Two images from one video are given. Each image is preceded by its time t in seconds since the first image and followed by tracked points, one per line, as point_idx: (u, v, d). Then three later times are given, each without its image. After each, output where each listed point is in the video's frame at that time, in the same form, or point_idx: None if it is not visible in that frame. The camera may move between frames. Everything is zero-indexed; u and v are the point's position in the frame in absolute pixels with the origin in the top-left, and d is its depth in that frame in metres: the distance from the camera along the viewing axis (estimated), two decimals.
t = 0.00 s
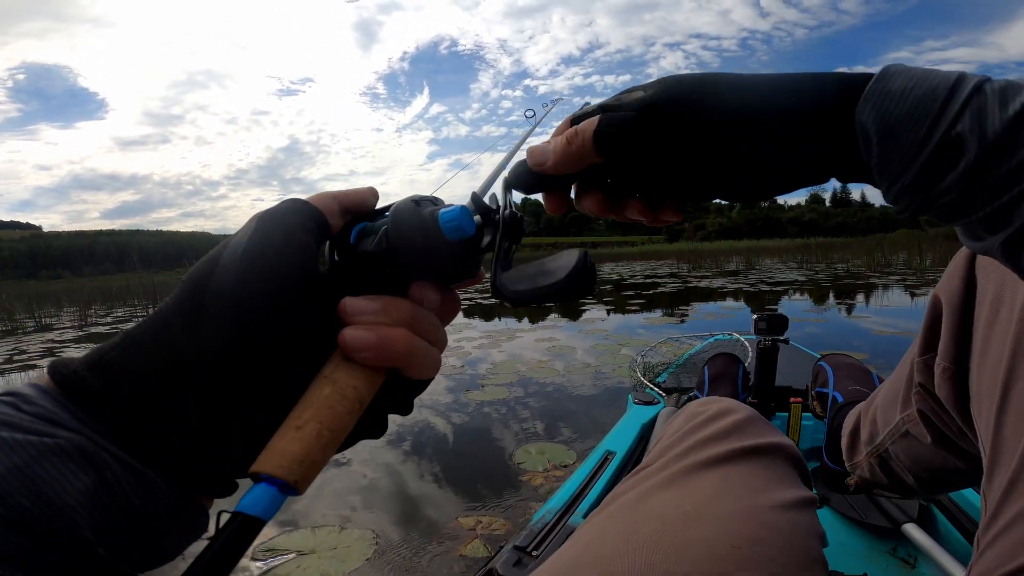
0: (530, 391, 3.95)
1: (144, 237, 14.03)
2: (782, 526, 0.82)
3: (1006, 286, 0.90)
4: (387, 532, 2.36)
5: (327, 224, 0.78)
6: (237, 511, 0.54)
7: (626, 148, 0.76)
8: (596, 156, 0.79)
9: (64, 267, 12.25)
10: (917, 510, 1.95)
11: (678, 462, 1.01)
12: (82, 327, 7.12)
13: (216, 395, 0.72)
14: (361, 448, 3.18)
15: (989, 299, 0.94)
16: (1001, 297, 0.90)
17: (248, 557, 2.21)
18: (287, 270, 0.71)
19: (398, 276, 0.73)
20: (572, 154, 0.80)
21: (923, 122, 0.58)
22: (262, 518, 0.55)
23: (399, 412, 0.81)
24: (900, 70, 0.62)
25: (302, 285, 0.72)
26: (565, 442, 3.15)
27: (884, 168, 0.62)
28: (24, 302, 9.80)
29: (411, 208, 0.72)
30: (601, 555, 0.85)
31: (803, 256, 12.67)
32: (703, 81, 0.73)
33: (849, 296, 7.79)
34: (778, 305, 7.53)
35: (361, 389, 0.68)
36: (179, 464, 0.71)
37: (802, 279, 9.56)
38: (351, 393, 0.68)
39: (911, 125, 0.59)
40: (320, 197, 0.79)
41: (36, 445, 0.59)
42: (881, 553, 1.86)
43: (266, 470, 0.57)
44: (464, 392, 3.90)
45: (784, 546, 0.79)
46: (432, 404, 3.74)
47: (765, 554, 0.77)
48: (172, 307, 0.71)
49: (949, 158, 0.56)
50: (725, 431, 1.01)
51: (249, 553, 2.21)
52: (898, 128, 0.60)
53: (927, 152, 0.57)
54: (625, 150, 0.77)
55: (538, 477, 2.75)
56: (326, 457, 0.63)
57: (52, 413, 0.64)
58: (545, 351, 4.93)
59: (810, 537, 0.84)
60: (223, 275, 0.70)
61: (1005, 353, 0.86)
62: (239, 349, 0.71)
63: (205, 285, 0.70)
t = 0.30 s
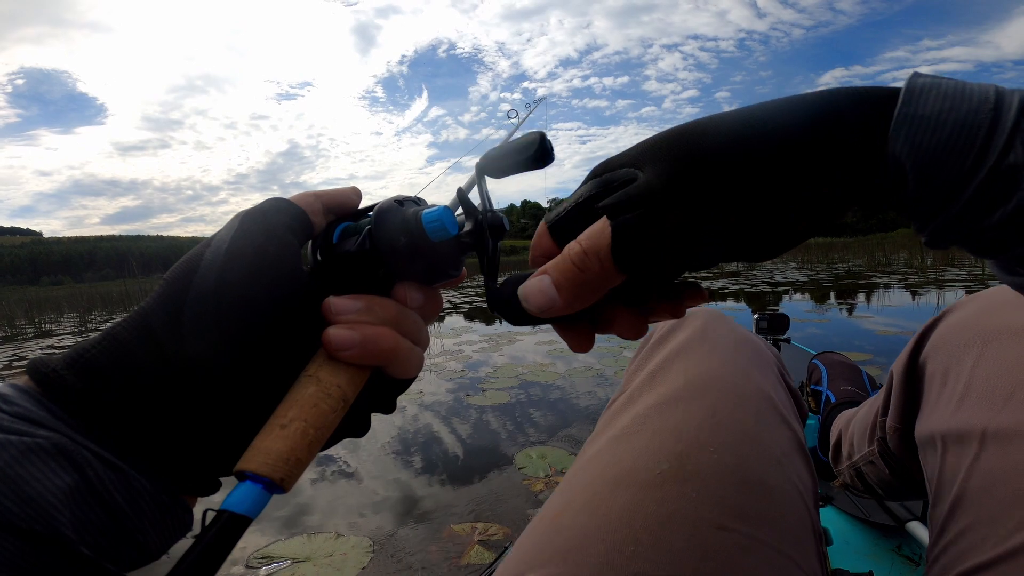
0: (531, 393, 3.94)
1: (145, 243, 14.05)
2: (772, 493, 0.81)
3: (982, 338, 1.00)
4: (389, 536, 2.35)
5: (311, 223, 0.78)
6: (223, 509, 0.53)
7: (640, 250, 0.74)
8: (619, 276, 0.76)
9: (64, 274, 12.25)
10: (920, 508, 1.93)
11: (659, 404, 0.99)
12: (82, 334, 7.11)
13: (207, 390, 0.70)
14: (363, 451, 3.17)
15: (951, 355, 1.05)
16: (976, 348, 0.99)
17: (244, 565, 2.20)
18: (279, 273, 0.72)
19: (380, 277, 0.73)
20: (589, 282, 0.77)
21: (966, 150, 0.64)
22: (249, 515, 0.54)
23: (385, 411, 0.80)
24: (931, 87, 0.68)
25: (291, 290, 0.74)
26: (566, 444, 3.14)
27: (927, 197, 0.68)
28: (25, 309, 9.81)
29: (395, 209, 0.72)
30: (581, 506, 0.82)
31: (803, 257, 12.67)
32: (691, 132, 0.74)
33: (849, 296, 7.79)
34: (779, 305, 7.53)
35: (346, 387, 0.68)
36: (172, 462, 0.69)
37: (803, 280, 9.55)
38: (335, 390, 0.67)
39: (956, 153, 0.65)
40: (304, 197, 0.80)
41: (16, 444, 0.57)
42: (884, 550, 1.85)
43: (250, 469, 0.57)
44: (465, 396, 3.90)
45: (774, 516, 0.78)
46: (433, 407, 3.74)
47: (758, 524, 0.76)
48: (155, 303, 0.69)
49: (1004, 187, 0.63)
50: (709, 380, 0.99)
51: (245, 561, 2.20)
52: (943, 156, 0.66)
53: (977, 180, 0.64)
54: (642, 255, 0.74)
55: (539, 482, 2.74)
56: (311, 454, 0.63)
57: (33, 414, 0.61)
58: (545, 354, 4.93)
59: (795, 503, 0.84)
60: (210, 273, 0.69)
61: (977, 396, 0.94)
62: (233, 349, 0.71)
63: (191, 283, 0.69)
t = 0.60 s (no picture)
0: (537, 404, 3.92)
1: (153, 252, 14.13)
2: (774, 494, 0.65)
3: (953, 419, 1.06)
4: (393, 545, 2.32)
5: (319, 235, 0.79)
6: (230, 527, 0.52)
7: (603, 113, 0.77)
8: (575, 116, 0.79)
9: (73, 282, 12.34)
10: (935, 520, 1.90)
11: (634, 353, 0.73)
12: (89, 343, 7.13)
13: (207, 403, 0.69)
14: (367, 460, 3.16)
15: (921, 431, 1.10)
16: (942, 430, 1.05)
17: None
18: (281, 283, 0.71)
19: (388, 291, 0.73)
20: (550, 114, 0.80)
21: (969, 113, 0.55)
22: (255, 534, 0.53)
23: (394, 424, 0.80)
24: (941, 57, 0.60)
25: (292, 299, 0.72)
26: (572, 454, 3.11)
27: (925, 162, 0.59)
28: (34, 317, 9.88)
29: (402, 220, 0.72)
30: (542, 514, 0.64)
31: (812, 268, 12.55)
32: (708, 60, 0.74)
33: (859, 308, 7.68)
34: (787, 317, 7.45)
35: (354, 403, 0.68)
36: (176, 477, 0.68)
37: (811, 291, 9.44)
38: (343, 407, 0.67)
39: (957, 119, 0.56)
40: (312, 207, 0.80)
41: (21, 460, 0.58)
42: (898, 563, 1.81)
43: (257, 486, 0.56)
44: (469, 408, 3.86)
45: (781, 529, 0.62)
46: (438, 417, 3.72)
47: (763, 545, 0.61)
48: (160, 318, 0.70)
49: (1001, 153, 0.53)
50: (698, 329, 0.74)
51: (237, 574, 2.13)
52: (946, 117, 0.57)
53: (976, 146, 0.54)
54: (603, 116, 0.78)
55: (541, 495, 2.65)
56: (318, 472, 0.62)
57: (40, 430, 0.62)
58: (550, 366, 4.90)
59: (801, 499, 0.68)
60: (214, 286, 0.69)
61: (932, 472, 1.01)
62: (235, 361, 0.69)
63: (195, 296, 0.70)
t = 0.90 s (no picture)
0: (533, 397, 3.91)
1: (152, 239, 14.09)
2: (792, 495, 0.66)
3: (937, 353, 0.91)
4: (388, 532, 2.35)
5: (312, 222, 0.77)
6: (223, 509, 0.52)
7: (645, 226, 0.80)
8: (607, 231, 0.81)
9: (71, 268, 12.31)
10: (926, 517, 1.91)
11: (669, 376, 0.78)
12: (84, 330, 7.11)
13: (200, 391, 0.68)
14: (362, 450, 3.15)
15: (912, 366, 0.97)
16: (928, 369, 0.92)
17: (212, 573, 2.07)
18: (274, 271, 0.70)
19: (381, 274, 0.72)
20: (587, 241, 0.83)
21: (927, 143, 0.63)
22: (249, 517, 0.53)
23: (389, 410, 0.79)
24: (897, 90, 0.68)
25: (286, 286, 0.71)
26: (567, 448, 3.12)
27: (895, 186, 0.67)
28: (29, 301, 9.85)
29: (394, 204, 0.71)
30: (578, 508, 0.65)
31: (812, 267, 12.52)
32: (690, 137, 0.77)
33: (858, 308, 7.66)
34: (786, 315, 7.43)
35: (348, 386, 0.67)
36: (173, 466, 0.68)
37: (811, 290, 9.41)
38: (337, 390, 0.66)
39: (916, 149, 0.64)
40: (303, 194, 0.78)
41: (14, 443, 0.57)
42: (888, 559, 1.82)
43: (250, 469, 0.56)
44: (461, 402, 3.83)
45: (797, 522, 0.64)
46: (434, 409, 3.71)
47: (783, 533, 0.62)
48: (153, 304, 0.69)
49: (954, 179, 0.62)
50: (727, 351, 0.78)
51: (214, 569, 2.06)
52: (905, 147, 0.65)
53: (934, 173, 0.63)
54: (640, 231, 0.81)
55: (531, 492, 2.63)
56: (312, 456, 0.62)
57: (33, 415, 0.61)
58: (547, 360, 4.89)
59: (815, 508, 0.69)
60: (205, 273, 0.68)
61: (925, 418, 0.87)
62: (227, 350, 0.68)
63: (187, 282, 0.68)
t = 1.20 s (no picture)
0: (531, 394, 3.92)
1: (148, 237, 14.01)
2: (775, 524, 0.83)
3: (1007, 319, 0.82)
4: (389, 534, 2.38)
5: (316, 236, 0.77)
6: (226, 517, 0.53)
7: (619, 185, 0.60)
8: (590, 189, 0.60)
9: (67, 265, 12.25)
10: (920, 510, 1.93)
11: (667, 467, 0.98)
12: (80, 329, 7.09)
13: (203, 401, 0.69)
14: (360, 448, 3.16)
15: (980, 318, 0.89)
16: (996, 331, 0.84)
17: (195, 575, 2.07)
18: (281, 283, 0.70)
19: (382, 289, 0.72)
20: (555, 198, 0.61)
21: (919, 108, 0.53)
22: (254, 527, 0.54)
23: (385, 421, 0.80)
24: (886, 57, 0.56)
25: (291, 298, 0.71)
26: (565, 445, 3.13)
27: (879, 154, 0.55)
28: (25, 300, 9.83)
29: (397, 222, 0.73)
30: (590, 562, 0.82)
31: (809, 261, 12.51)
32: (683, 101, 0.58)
33: (856, 301, 7.66)
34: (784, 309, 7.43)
35: (349, 399, 0.68)
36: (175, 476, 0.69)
37: (808, 283, 9.42)
38: (338, 402, 0.67)
39: (907, 112, 0.53)
40: (308, 208, 0.79)
41: (22, 453, 0.58)
42: (882, 554, 1.84)
43: (254, 478, 0.56)
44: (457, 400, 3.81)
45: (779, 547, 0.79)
46: (432, 407, 3.72)
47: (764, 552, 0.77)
48: (160, 312, 0.69)
49: (949, 144, 0.52)
50: (727, 434, 0.99)
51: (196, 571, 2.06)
52: (893, 111, 0.54)
53: (926, 141, 0.52)
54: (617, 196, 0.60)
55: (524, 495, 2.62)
56: (313, 465, 0.63)
57: (39, 424, 0.62)
58: (545, 355, 4.89)
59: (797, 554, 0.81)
60: (213, 284, 0.69)
61: (1004, 399, 0.83)
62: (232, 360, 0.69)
63: (197, 292, 0.69)
